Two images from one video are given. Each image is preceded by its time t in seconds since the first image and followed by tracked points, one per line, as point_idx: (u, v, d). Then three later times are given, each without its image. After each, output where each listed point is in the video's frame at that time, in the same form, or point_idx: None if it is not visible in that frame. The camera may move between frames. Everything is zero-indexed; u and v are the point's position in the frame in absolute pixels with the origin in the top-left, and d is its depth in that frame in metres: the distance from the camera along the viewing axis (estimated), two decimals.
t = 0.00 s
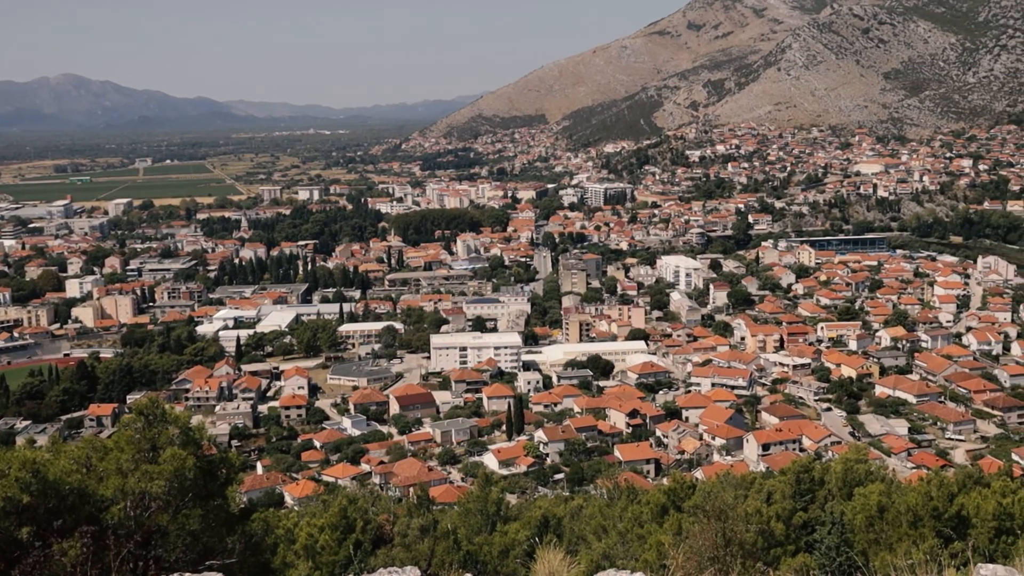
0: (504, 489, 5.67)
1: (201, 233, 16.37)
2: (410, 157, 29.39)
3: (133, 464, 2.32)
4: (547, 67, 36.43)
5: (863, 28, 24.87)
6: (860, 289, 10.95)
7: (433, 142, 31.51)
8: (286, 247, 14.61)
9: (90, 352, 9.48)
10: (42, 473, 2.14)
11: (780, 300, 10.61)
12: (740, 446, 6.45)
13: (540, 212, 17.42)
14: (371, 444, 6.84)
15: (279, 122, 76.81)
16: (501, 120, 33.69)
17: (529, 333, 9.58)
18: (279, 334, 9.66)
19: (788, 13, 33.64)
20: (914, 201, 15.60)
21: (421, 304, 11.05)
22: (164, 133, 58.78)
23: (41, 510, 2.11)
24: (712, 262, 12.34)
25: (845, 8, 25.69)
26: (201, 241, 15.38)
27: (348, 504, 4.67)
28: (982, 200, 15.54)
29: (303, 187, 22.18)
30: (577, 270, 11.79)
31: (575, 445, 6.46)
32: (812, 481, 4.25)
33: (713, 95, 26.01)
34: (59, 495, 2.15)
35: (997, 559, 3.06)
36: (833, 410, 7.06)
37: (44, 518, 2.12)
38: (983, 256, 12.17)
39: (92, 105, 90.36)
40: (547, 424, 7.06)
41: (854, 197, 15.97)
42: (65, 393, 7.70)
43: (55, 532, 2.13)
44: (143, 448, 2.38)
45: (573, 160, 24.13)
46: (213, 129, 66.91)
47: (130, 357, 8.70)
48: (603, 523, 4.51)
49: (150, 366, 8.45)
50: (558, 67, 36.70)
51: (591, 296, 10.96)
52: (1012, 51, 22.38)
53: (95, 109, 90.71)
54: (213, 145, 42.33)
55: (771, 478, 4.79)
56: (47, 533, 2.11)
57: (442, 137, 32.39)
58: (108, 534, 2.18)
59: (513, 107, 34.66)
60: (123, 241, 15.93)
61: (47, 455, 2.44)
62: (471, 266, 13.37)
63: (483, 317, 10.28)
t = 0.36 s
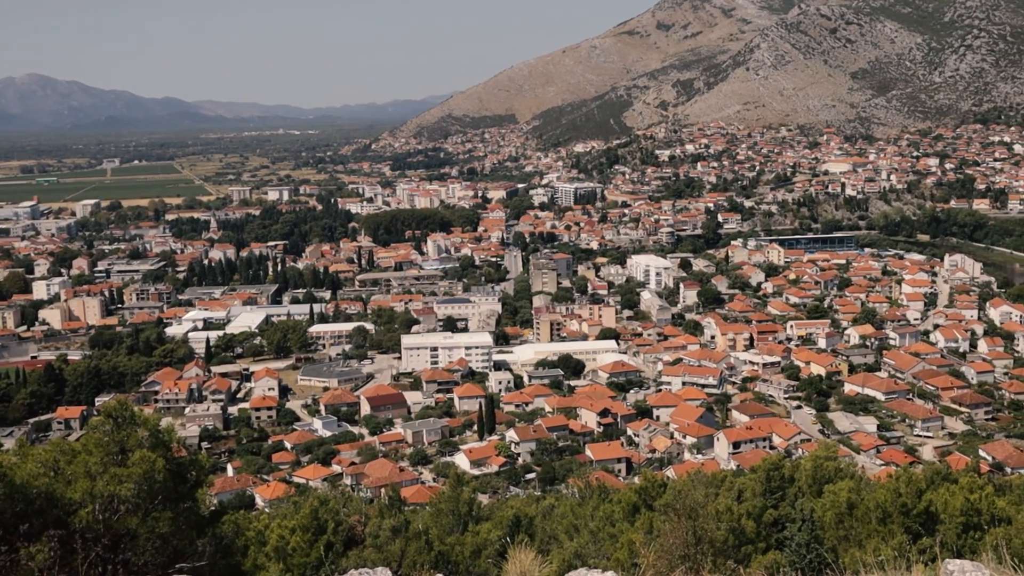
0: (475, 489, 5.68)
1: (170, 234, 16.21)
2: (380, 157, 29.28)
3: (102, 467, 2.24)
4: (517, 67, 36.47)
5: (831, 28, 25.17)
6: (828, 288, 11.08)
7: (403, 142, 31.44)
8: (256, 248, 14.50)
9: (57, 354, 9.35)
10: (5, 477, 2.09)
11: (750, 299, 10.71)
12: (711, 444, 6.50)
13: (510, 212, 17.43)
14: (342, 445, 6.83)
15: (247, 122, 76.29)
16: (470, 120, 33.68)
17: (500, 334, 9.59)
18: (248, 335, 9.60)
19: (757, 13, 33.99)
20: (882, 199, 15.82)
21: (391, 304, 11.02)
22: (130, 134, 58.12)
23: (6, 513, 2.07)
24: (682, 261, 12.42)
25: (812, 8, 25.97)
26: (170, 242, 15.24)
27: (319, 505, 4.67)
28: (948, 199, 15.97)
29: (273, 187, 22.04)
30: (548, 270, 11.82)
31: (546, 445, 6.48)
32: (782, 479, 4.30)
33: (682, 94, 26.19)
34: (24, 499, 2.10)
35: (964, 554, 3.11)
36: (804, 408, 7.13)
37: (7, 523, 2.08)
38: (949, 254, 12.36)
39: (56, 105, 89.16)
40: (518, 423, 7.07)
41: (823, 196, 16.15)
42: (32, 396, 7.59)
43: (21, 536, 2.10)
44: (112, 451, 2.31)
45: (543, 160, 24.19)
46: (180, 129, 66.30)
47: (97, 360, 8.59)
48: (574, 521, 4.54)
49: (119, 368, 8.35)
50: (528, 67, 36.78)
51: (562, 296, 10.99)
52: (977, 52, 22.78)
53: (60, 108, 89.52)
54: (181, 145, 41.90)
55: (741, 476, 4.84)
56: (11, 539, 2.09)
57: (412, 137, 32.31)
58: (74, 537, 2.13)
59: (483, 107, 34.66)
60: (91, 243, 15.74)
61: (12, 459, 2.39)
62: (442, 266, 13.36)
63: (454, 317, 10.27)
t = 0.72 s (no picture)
0: (444, 489, 5.68)
1: (134, 235, 16.01)
2: (345, 158, 29.16)
3: (65, 471, 2.08)
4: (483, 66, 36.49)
5: (794, 28, 25.44)
6: (793, 286, 11.22)
7: (369, 143, 31.32)
8: (221, 249, 14.38)
9: (19, 357, 9.20)
10: None
11: (715, 297, 10.81)
12: (678, 443, 6.56)
13: (476, 212, 17.45)
14: (309, 446, 6.80)
15: (210, 122, 75.54)
16: (436, 120, 33.64)
17: (467, 333, 9.60)
18: (214, 336, 9.52)
19: (721, 13, 34.34)
20: (846, 198, 16.05)
21: (358, 305, 10.99)
22: (91, 134, 57.35)
23: None
24: (649, 260, 12.51)
25: (777, 8, 26.25)
26: (134, 243, 15.06)
27: (287, 508, 4.64)
28: (910, 197, 16.29)
29: (238, 188, 21.85)
30: (515, 270, 11.85)
31: (514, 444, 6.50)
32: (747, 477, 4.37)
33: (648, 94, 26.35)
34: None
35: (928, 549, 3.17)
36: (769, 406, 7.22)
37: None
38: (912, 252, 12.58)
39: (14, 104, 87.64)
40: (485, 424, 7.08)
41: (787, 195, 16.33)
42: None
43: None
44: (75, 455, 2.13)
45: (509, 160, 24.23)
46: (141, 129, 65.47)
47: (61, 362, 8.48)
48: (542, 521, 4.55)
49: (83, 371, 8.25)
50: (493, 66, 36.82)
51: (529, 296, 11.03)
52: (938, 52, 23.20)
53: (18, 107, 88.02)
54: (144, 145, 41.39)
55: (708, 474, 4.90)
56: None
57: (378, 137, 32.20)
58: (36, 542, 1.99)
59: (449, 107, 34.63)
60: (52, 244, 15.50)
61: None
62: (408, 267, 13.35)
63: (421, 318, 10.26)
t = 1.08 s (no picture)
0: (409, 490, 5.69)
1: (95, 237, 15.78)
2: (308, 158, 28.99)
3: (24, 475, 2.00)
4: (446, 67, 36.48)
5: (756, 28, 25.73)
6: (756, 285, 11.36)
7: (332, 143, 31.14)
8: (183, 251, 14.23)
9: None
10: None
11: (679, 296, 10.91)
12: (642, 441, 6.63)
13: (440, 212, 17.44)
14: (273, 448, 6.76)
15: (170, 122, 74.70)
16: (400, 120, 33.55)
17: (432, 334, 9.60)
18: (177, 338, 9.43)
19: (683, 13, 34.63)
20: (808, 197, 16.25)
21: (322, 305, 10.94)
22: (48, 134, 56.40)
23: None
24: (613, 260, 12.59)
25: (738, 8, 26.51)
26: (95, 245, 14.84)
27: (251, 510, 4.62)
28: (871, 196, 16.56)
29: (200, 189, 21.61)
30: (479, 270, 11.87)
31: (479, 445, 6.52)
32: (712, 474, 4.44)
33: (611, 94, 26.51)
34: None
35: (889, 544, 3.24)
36: (733, 404, 7.31)
37: None
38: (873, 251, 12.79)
39: None
40: (451, 424, 7.09)
41: (750, 195, 16.52)
42: None
43: None
44: (36, 459, 2.05)
45: (472, 160, 24.23)
46: (100, 129, 64.53)
47: (20, 366, 8.34)
48: (508, 521, 4.56)
49: (43, 374, 8.12)
50: (457, 66, 36.82)
51: (493, 296, 11.05)
52: (898, 52, 23.60)
53: None
54: (103, 146, 40.79)
55: (672, 473, 4.96)
56: None
57: (341, 137, 32.03)
58: None
59: (412, 106, 34.57)
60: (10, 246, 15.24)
61: None
62: (372, 267, 13.31)
63: (385, 318, 10.24)
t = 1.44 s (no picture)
0: (374, 491, 5.70)
1: (55, 239, 15.56)
2: (270, 158, 28.79)
3: None
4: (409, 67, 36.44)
5: (718, 28, 26.01)
6: (719, 284, 11.51)
7: (295, 143, 30.94)
8: (145, 252, 14.08)
9: None
10: None
11: (643, 296, 11.03)
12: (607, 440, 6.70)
13: (404, 212, 17.43)
14: (237, 450, 6.74)
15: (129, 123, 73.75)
16: (363, 120, 33.44)
17: (397, 334, 9.61)
18: (139, 341, 9.34)
19: (646, 13, 34.89)
20: (770, 196, 16.46)
21: (285, 306, 10.90)
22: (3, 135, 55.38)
23: None
24: (577, 260, 12.68)
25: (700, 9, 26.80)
26: (54, 247, 14.63)
27: (215, 513, 4.61)
28: (832, 194, 16.82)
29: (161, 190, 21.37)
30: (443, 271, 11.90)
31: (444, 445, 6.54)
32: (676, 473, 4.52)
33: (574, 94, 26.66)
34: None
35: (853, 540, 3.32)
36: (697, 402, 7.42)
37: None
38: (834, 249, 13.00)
39: None
40: (415, 425, 7.11)
41: (713, 194, 16.70)
42: None
43: None
44: None
45: (436, 160, 24.23)
46: (57, 130, 63.59)
47: None
48: (473, 521, 4.59)
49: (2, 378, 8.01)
50: (420, 67, 36.80)
51: (458, 296, 11.08)
52: (858, 52, 24.01)
53: None
54: (61, 147, 40.15)
55: (637, 471, 5.04)
56: None
57: (304, 138, 31.83)
58: None
59: (375, 107, 34.49)
60: None
61: None
62: (335, 268, 13.28)
63: (349, 319, 10.23)
